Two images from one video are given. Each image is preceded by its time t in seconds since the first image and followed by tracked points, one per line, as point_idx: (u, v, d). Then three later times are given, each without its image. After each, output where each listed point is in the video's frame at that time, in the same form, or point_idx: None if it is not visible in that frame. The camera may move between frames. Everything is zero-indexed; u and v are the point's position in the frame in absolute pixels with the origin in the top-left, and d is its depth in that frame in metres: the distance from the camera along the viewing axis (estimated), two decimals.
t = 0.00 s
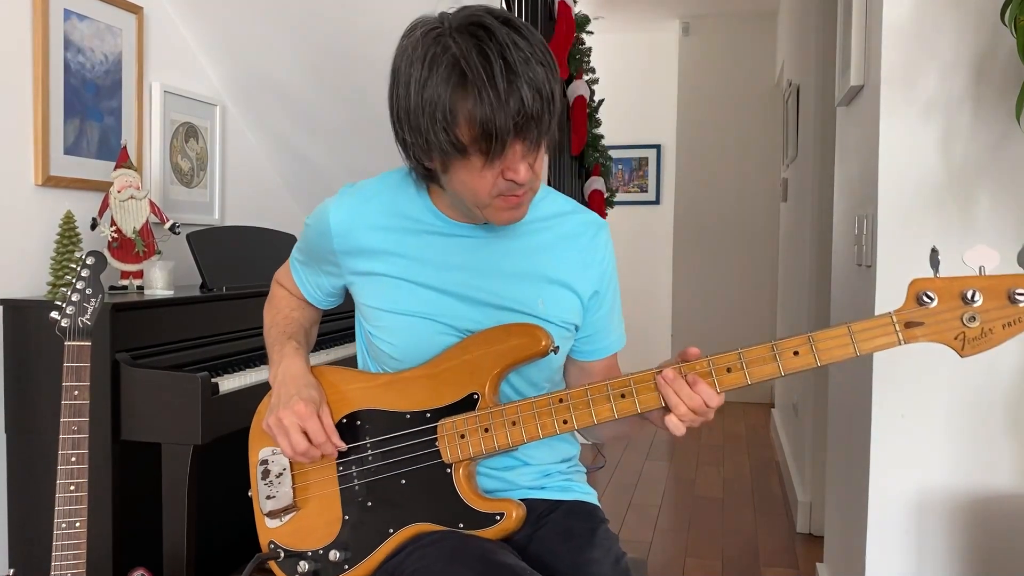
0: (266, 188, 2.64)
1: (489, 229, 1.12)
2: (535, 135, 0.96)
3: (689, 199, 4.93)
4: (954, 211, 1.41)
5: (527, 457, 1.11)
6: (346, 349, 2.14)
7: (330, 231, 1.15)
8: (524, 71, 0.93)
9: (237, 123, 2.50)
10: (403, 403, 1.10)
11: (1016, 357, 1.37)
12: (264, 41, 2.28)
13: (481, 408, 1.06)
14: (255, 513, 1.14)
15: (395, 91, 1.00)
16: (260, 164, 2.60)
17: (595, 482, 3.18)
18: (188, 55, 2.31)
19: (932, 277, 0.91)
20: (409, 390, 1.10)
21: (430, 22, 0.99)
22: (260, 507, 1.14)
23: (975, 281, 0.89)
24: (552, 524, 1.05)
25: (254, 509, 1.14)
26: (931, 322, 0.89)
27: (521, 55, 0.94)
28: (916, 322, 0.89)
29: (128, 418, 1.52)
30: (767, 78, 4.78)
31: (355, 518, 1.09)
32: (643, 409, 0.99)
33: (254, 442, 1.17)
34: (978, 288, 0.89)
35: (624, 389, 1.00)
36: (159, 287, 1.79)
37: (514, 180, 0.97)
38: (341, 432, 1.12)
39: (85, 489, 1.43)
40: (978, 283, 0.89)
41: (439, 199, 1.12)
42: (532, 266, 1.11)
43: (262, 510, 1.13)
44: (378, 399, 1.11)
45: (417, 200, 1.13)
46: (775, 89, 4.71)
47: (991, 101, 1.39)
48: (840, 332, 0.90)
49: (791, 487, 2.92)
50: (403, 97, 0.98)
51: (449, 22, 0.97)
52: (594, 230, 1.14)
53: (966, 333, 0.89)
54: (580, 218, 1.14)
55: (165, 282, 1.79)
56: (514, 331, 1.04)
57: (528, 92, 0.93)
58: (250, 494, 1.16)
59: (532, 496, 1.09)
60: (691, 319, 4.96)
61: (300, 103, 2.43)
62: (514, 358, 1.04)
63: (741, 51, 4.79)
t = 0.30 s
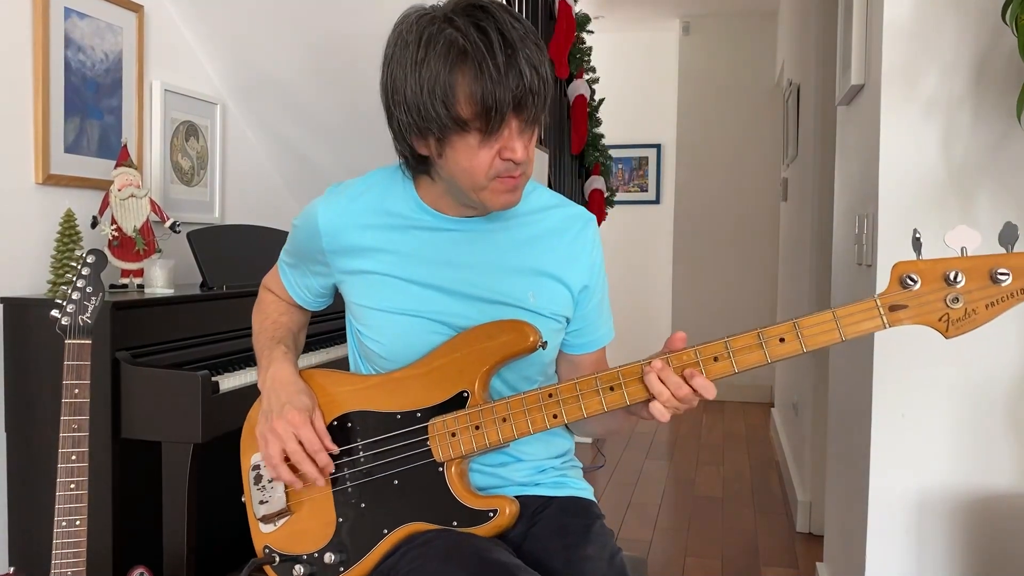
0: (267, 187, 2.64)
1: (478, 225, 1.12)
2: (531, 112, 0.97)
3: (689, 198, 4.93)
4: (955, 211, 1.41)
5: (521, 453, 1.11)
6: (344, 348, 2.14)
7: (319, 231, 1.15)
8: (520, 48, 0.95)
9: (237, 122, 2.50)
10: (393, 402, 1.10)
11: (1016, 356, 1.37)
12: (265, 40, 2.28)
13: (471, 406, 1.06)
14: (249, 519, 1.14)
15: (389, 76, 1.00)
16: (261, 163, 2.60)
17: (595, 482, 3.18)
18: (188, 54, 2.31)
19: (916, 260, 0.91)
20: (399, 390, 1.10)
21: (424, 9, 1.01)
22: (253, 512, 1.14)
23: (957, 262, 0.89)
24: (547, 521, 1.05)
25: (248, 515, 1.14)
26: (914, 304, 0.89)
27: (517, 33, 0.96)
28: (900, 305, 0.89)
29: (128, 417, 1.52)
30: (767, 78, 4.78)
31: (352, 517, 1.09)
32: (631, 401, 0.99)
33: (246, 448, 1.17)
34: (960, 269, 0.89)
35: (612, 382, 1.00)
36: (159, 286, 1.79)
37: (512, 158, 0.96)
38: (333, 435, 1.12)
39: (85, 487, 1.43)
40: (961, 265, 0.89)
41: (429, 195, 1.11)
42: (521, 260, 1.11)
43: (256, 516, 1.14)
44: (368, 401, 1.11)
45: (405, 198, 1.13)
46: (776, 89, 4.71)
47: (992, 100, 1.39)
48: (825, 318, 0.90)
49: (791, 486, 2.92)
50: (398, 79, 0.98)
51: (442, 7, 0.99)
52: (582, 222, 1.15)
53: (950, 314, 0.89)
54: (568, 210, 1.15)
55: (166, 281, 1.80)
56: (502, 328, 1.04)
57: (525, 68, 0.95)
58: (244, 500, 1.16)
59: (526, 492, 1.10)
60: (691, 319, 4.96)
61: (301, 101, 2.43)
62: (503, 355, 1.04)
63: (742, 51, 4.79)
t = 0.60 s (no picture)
0: (266, 187, 2.64)
1: (477, 228, 1.12)
2: (536, 137, 0.97)
3: (689, 198, 4.93)
4: (955, 211, 1.41)
5: (521, 453, 1.11)
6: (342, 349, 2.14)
7: (317, 234, 1.14)
8: (531, 75, 0.94)
9: (236, 122, 2.50)
10: (392, 403, 1.10)
11: (1016, 357, 1.37)
12: (265, 39, 2.28)
13: (470, 406, 1.06)
14: (249, 521, 1.14)
15: (396, 82, 0.99)
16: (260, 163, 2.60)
17: (595, 482, 3.18)
18: (188, 53, 2.30)
19: (912, 257, 0.91)
20: (398, 390, 1.10)
21: (436, 18, 0.98)
22: (253, 514, 1.14)
23: (954, 258, 0.89)
24: (547, 521, 1.05)
25: (247, 518, 1.14)
26: (912, 301, 0.89)
27: (530, 59, 0.95)
28: (897, 301, 0.89)
29: (127, 418, 1.52)
30: (767, 78, 4.78)
31: (351, 519, 1.09)
32: (631, 400, 0.99)
33: (245, 450, 1.17)
34: (956, 265, 0.89)
35: (611, 380, 1.00)
36: (158, 286, 1.79)
37: (512, 179, 0.97)
38: (331, 436, 1.12)
39: (83, 488, 1.43)
40: (957, 260, 0.90)
41: (427, 200, 1.11)
42: (520, 263, 1.11)
43: (255, 518, 1.14)
44: (366, 402, 1.11)
45: (404, 201, 1.13)
46: (775, 88, 4.71)
47: (992, 100, 1.39)
48: (823, 315, 0.90)
49: (790, 486, 2.92)
50: (406, 91, 0.97)
51: (456, 20, 0.97)
52: (581, 226, 1.15)
53: (947, 310, 0.90)
54: (566, 215, 1.15)
55: (164, 280, 1.80)
56: (501, 328, 1.04)
57: (534, 95, 0.94)
58: (243, 502, 1.16)
59: (526, 492, 1.10)
60: (690, 319, 4.96)
61: (301, 101, 2.43)
62: (502, 354, 1.03)
63: (741, 50, 4.79)
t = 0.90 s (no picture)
0: (265, 186, 2.63)
1: (478, 228, 1.11)
2: (536, 137, 0.96)
3: (688, 198, 4.92)
4: (956, 211, 1.41)
5: (521, 454, 1.11)
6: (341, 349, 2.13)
7: (317, 232, 1.14)
8: (532, 75, 0.93)
9: (234, 121, 2.49)
10: (391, 405, 1.09)
11: (1017, 358, 1.36)
12: (264, 37, 2.27)
13: (470, 408, 1.05)
14: (247, 523, 1.13)
15: (396, 77, 0.98)
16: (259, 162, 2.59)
17: (594, 482, 3.17)
18: (185, 52, 2.29)
19: (916, 260, 0.91)
20: (398, 392, 1.09)
21: (438, 12, 0.98)
22: (251, 516, 1.13)
23: (959, 261, 0.89)
24: (547, 523, 1.05)
25: (245, 519, 1.13)
26: (916, 303, 0.89)
27: (532, 58, 0.94)
28: (902, 304, 0.89)
29: (124, 418, 1.51)
30: (767, 78, 4.77)
31: (349, 520, 1.08)
32: (633, 403, 0.99)
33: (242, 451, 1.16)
34: (961, 268, 0.89)
35: (613, 383, 0.99)
36: (155, 285, 1.79)
37: (510, 179, 0.96)
38: (330, 437, 1.11)
39: (80, 488, 1.42)
40: (962, 264, 0.89)
41: (428, 197, 1.11)
42: (522, 264, 1.10)
43: (252, 519, 1.13)
44: (365, 403, 1.10)
45: (405, 200, 1.12)
46: (775, 88, 4.70)
47: (994, 100, 1.38)
48: (827, 317, 0.89)
49: (790, 487, 2.91)
50: (405, 86, 0.96)
51: (457, 15, 0.96)
52: (584, 227, 1.14)
53: (952, 313, 0.89)
54: (569, 215, 1.14)
55: (162, 280, 1.79)
56: (501, 329, 1.03)
57: (535, 95, 0.94)
58: (240, 503, 1.15)
59: (526, 494, 1.09)
60: (689, 319, 4.96)
61: (299, 100, 2.42)
62: (503, 356, 1.03)
63: (741, 50, 4.79)
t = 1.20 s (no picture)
0: (264, 185, 2.62)
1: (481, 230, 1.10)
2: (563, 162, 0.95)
3: (687, 198, 4.92)
4: (957, 211, 1.40)
5: (520, 454, 1.10)
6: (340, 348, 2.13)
7: (321, 233, 1.13)
8: (567, 103, 0.91)
9: (233, 120, 2.48)
10: (390, 404, 1.09)
11: (1019, 357, 1.36)
12: (263, 36, 2.26)
13: (469, 406, 1.05)
14: (247, 523, 1.13)
15: (422, 89, 0.94)
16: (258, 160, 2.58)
17: (593, 482, 3.17)
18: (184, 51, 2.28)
19: (915, 253, 0.90)
20: (397, 391, 1.09)
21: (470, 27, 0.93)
22: (251, 516, 1.13)
23: (957, 255, 0.89)
24: (547, 523, 1.04)
25: (246, 520, 1.13)
26: (915, 297, 0.88)
27: (567, 87, 0.91)
28: (901, 298, 0.88)
29: (123, 417, 1.51)
30: (766, 78, 4.77)
31: (350, 519, 1.07)
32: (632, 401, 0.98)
33: (242, 452, 1.15)
34: (960, 261, 0.89)
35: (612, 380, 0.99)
36: (154, 285, 1.78)
37: (530, 201, 0.96)
38: (329, 438, 1.11)
39: (78, 488, 1.42)
40: (961, 257, 0.89)
41: (434, 200, 1.09)
42: (525, 265, 1.10)
43: (253, 520, 1.13)
44: (363, 402, 1.10)
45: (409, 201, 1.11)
46: (774, 88, 4.70)
47: (994, 99, 1.38)
48: (825, 312, 0.89)
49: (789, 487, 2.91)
50: (433, 103, 0.92)
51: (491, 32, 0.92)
52: (588, 227, 1.13)
53: (951, 306, 0.89)
54: (573, 215, 1.13)
55: (161, 279, 1.79)
56: (500, 328, 1.03)
57: (567, 124, 0.92)
58: (241, 504, 1.15)
59: (526, 494, 1.09)
60: (688, 319, 4.96)
61: (299, 99, 2.42)
62: (502, 354, 1.02)
63: (740, 50, 4.79)
